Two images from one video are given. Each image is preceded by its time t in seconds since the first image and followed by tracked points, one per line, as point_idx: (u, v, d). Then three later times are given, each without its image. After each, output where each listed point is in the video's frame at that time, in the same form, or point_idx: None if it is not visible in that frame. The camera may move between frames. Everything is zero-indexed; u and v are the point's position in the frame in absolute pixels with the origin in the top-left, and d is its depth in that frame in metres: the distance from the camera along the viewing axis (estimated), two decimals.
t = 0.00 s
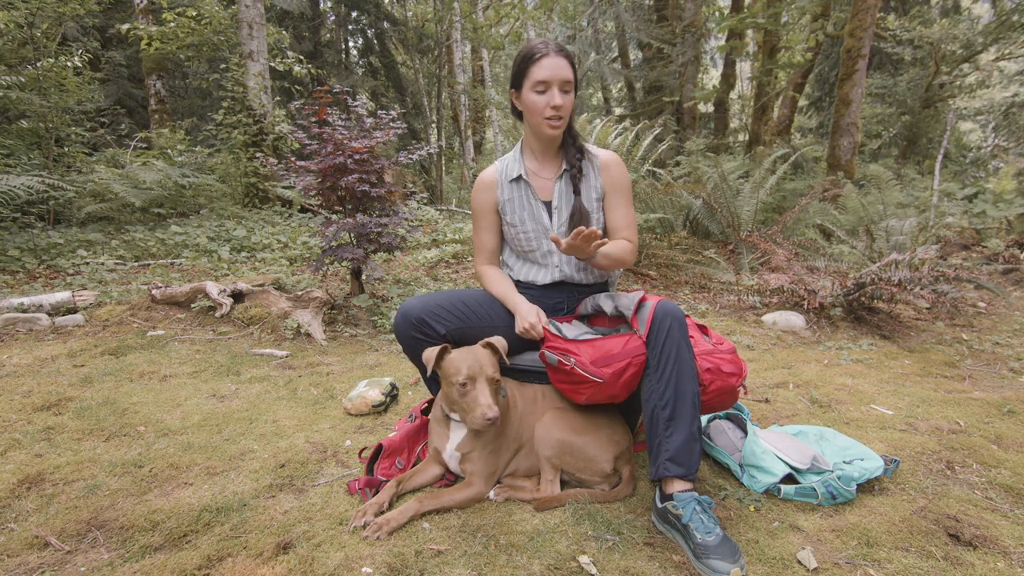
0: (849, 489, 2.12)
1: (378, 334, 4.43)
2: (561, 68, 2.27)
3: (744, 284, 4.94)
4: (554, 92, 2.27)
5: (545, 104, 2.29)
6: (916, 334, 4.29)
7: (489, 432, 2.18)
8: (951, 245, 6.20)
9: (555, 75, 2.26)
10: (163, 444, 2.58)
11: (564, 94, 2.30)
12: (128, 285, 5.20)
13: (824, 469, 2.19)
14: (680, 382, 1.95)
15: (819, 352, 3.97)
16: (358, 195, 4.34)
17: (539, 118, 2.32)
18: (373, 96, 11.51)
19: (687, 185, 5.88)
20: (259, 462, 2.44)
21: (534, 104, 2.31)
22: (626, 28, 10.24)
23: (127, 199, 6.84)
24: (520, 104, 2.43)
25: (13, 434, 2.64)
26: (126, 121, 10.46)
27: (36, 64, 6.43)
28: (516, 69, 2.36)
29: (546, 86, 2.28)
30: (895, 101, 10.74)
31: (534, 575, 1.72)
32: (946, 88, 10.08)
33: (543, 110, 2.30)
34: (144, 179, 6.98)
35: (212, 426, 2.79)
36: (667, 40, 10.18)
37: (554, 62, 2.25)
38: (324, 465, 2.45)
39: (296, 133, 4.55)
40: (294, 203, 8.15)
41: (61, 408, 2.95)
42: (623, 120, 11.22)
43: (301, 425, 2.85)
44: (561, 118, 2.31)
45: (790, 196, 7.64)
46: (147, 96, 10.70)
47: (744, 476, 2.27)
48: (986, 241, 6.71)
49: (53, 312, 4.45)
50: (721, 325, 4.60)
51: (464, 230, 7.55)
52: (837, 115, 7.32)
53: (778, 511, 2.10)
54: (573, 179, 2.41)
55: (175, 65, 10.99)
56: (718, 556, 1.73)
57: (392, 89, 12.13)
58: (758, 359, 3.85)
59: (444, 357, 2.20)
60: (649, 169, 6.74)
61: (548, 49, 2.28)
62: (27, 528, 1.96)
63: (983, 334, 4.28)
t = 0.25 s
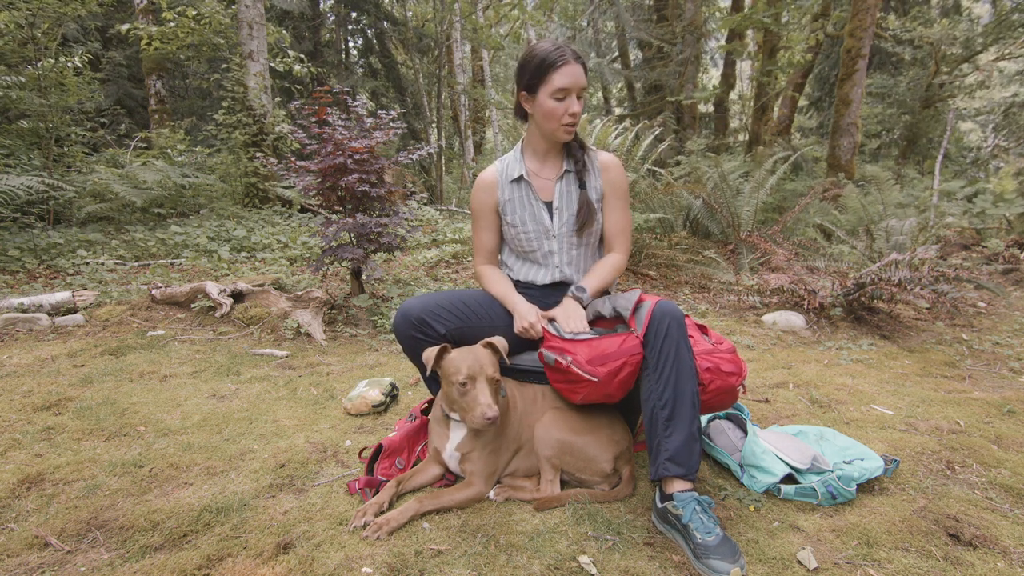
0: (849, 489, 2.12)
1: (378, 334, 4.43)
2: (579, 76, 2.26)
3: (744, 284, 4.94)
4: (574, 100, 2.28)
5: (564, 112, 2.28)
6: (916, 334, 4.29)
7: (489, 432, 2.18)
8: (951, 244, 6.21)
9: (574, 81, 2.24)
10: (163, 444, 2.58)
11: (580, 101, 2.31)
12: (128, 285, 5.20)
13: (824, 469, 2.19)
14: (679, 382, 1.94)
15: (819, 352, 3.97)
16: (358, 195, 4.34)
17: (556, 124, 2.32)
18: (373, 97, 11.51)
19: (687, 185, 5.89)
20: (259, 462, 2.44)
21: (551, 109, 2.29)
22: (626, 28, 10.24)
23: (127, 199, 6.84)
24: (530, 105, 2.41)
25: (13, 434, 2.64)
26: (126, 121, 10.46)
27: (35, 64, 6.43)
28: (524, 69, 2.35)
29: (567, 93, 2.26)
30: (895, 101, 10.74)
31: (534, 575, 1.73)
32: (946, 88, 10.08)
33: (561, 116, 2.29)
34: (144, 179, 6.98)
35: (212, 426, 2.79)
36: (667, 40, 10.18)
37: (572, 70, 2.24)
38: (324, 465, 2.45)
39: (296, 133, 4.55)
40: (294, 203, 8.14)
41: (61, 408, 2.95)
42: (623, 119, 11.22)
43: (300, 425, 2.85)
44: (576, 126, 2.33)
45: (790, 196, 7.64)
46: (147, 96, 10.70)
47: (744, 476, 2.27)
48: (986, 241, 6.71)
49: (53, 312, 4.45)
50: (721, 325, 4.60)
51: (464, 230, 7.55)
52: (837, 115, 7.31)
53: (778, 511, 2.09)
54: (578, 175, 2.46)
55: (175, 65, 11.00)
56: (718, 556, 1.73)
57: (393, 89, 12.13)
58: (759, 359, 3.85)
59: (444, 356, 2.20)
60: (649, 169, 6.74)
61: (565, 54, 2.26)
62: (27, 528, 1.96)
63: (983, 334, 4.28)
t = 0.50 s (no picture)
0: (849, 489, 2.12)
1: (378, 334, 4.43)
2: (577, 73, 2.26)
3: (744, 284, 4.94)
4: (570, 96, 2.26)
5: (559, 107, 2.28)
6: (916, 334, 4.29)
7: (488, 433, 2.18)
8: (951, 244, 6.21)
9: (571, 78, 2.24)
10: (163, 444, 2.58)
11: (578, 97, 2.30)
12: (128, 285, 5.20)
13: (824, 469, 2.19)
14: (678, 383, 1.94)
15: (819, 352, 3.97)
16: (358, 195, 4.34)
17: (551, 120, 2.32)
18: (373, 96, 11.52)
19: (687, 185, 5.89)
20: (259, 462, 2.44)
21: (546, 105, 2.30)
22: (626, 28, 10.24)
23: (127, 199, 6.84)
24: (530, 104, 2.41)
25: (13, 434, 2.64)
26: (126, 121, 10.47)
27: (35, 64, 6.43)
28: (527, 70, 2.35)
29: (561, 89, 2.26)
30: (895, 101, 10.74)
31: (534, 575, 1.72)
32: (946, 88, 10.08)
33: (556, 112, 2.29)
34: (144, 179, 6.98)
35: (212, 426, 2.79)
36: (667, 40, 10.18)
37: (570, 67, 2.23)
38: (324, 465, 2.45)
39: (296, 133, 4.55)
40: (294, 203, 8.14)
41: (61, 408, 2.95)
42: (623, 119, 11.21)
43: (300, 425, 2.85)
44: (572, 122, 2.32)
45: (790, 196, 7.64)
46: (147, 96, 10.70)
47: (744, 476, 2.27)
48: (986, 241, 6.72)
49: (53, 312, 4.45)
50: (720, 325, 4.60)
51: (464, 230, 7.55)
52: (837, 115, 7.31)
53: (778, 511, 2.10)
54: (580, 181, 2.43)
55: (175, 65, 11.00)
56: (718, 556, 1.73)
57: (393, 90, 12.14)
58: (759, 359, 3.85)
59: (445, 356, 2.20)
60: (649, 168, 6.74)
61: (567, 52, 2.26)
62: (27, 528, 1.96)
63: (983, 334, 4.27)
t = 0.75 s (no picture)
0: (849, 489, 2.12)
1: (378, 334, 4.43)
2: (573, 66, 2.26)
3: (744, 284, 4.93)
4: (562, 88, 2.26)
5: (552, 101, 2.29)
6: (917, 334, 4.29)
7: (488, 433, 2.18)
8: (951, 244, 6.21)
9: (562, 71, 2.25)
10: (163, 444, 2.58)
11: (574, 90, 2.29)
12: (128, 284, 5.20)
13: (824, 469, 2.19)
14: (673, 383, 1.94)
15: (819, 352, 3.97)
16: (358, 195, 4.34)
17: (548, 115, 2.32)
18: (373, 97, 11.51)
19: (687, 185, 5.89)
20: (259, 462, 2.44)
21: (545, 101, 2.32)
22: (626, 28, 10.24)
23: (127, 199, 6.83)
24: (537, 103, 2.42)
25: (13, 434, 2.64)
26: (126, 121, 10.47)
27: (35, 64, 6.43)
28: (536, 67, 2.35)
29: (554, 83, 2.28)
30: (895, 101, 10.74)
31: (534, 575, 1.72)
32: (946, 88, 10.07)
33: (551, 107, 2.30)
34: (144, 179, 6.98)
35: (212, 426, 2.79)
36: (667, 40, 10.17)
37: (566, 58, 2.25)
38: (324, 465, 2.45)
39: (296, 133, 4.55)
40: (294, 203, 8.15)
41: (61, 408, 2.95)
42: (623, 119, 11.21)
43: (300, 425, 2.85)
44: (568, 115, 2.29)
45: (790, 196, 7.64)
46: (147, 96, 10.70)
47: (744, 476, 2.27)
48: (986, 241, 6.71)
49: (53, 311, 4.45)
50: (721, 325, 4.60)
51: (464, 230, 7.56)
52: (837, 115, 7.31)
53: (778, 511, 2.10)
54: (589, 188, 2.40)
55: (175, 65, 11.00)
56: (718, 557, 1.73)
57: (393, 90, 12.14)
58: (759, 359, 3.85)
59: (445, 356, 2.20)
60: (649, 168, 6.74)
61: (563, 46, 2.27)
62: (27, 528, 1.96)
63: (983, 334, 4.27)
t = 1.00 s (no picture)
0: (849, 489, 2.12)
1: (378, 334, 4.43)
2: (599, 69, 2.14)
3: (744, 284, 4.93)
4: (584, 92, 2.15)
5: (576, 107, 2.18)
6: (916, 334, 4.29)
7: (489, 433, 2.18)
8: (951, 244, 6.21)
9: (585, 75, 2.14)
10: (163, 444, 2.58)
11: (599, 95, 2.15)
12: (128, 285, 5.20)
13: (824, 469, 2.19)
14: (671, 383, 1.93)
15: (819, 352, 3.97)
16: (358, 195, 4.34)
17: (572, 122, 2.22)
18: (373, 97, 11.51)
19: (687, 185, 5.89)
20: (259, 462, 2.44)
21: (569, 107, 2.22)
22: (626, 28, 10.23)
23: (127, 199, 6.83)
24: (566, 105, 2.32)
25: (13, 434, 2.64)
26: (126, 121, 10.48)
27: (35, 64, 6.43)
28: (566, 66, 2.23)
29: (578, 88, 2.18)
30: (895, 101, 10.74)
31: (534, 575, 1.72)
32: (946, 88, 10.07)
33: (576, 114, 2.19)
34: (144, 179, 6.98)
35: (213, 426, 2.79)
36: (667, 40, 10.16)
37: (591, 63, 2.14)
38: (324, 465, 2.45)
39: (296, 133, 4.54)
40: (294, 203, 8.15)
41: (61, 408, 2.95)
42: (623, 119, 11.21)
43: (300, 425, 2.85)
44: (592, 122, 2.16)
45: (790, 196, 7.64)
46: (147, 96, 10.70)
47: (744, 476, 2.27)
48: (986, 241, 6.71)
49: (53, 312, 4.45)
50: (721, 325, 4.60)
51: (464, 230, 7.56)
52: (837, 115, 7.31)
53: (778, 511, 2.10)
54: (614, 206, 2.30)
55: (175, 65, 11.00)
56: (718, 558, 1.73)
57: (393, 90, 12.14)
58: (758, 359, 3.85)
59: (445, 356, 2.20)
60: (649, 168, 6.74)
61: (587, 50, 2.19)
62: (27, 528, 1.96)
63: (983, 334, 4.28)
